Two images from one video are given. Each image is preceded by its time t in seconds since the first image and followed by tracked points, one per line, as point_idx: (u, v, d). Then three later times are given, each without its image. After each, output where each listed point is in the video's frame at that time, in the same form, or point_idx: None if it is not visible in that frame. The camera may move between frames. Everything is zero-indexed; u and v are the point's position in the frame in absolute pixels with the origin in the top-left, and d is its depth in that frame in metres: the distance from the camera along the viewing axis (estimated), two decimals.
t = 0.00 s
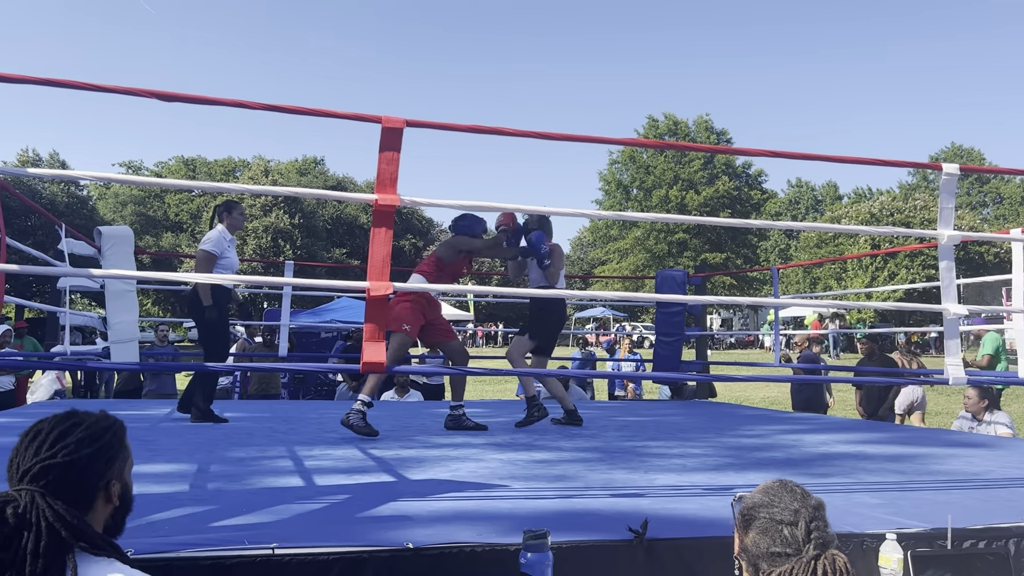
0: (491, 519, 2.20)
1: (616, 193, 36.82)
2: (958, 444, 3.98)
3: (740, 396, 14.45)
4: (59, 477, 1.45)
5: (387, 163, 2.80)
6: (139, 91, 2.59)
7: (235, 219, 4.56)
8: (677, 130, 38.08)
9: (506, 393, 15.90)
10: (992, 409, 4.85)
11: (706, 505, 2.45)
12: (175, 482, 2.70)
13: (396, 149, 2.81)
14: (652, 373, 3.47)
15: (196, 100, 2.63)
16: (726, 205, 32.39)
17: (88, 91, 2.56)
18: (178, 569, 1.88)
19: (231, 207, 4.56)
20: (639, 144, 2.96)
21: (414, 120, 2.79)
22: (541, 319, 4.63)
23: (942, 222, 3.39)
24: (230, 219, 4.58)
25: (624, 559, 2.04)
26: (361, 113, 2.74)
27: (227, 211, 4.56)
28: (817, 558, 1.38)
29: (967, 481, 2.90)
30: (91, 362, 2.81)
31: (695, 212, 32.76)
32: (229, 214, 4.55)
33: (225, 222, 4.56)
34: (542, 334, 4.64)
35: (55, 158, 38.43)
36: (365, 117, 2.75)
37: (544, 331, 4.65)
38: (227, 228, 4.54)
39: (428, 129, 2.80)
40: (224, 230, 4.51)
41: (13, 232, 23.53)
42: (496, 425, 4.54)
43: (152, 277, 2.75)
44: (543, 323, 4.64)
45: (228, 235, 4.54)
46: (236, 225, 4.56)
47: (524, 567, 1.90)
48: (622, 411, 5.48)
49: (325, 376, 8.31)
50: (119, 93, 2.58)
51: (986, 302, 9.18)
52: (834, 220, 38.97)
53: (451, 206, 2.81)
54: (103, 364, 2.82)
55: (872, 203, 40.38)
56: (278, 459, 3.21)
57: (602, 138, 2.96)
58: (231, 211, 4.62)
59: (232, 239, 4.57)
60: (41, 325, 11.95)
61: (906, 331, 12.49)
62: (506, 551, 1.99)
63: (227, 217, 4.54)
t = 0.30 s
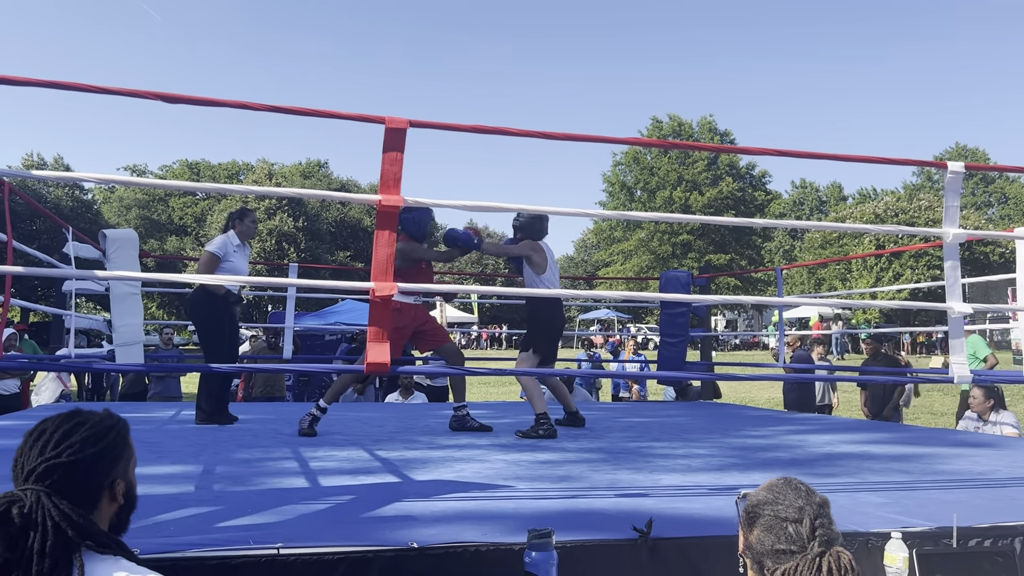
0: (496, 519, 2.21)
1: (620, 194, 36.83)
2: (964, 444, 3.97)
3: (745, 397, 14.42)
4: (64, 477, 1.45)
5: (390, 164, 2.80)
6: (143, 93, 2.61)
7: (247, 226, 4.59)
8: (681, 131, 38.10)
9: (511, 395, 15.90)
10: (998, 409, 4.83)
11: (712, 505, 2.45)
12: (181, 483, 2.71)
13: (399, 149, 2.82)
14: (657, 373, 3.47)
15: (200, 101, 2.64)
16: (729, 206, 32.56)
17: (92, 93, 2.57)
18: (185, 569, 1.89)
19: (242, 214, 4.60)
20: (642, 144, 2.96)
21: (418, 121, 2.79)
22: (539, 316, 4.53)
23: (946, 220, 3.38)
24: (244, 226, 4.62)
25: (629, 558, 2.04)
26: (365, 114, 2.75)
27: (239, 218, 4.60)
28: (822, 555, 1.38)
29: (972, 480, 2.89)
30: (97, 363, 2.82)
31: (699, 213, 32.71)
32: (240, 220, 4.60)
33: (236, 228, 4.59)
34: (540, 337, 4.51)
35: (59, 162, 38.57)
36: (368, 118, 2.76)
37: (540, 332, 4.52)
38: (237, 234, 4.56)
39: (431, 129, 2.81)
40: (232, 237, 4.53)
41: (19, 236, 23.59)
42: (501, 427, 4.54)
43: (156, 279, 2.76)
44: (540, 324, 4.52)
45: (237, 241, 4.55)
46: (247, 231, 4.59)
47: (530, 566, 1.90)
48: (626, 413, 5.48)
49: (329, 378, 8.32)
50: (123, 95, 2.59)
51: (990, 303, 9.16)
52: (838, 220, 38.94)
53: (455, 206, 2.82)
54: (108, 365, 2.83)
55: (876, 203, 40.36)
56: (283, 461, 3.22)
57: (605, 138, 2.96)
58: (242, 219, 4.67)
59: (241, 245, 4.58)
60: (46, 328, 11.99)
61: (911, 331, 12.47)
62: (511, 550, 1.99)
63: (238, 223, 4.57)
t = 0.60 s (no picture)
0: (500, 520, 2.21)
1: (625, 196, 36.81)
2: (970, 446, 3.95)
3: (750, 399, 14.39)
4: (67, 479, 1.46)
5: (393, 166, 2.81)
6: (147, 95, 2.62)
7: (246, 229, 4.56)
8: (686, 133, 38.08)
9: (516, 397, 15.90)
10: (1004, 411, 4.81)
11: (716, 506, 2.45)
12: (185, 485, 2.71)
13: (403, 152, 2.82)
14: (661, 375, 3.46)
15: (204, 104, 2.65)
16: (734, 208, 32.54)
17: (97, 96, 2.58)
18: (189, 570, 1.90)
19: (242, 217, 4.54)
20: (646, 145, 2.95)
21: (421, 123, 2.80)
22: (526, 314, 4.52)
23: (951, 222, 3.36)
24: (244, 226, 4.59)
25: (633, 560, 2.04)
26: (368, 117, 2.76)
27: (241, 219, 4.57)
28: (826, 558, 1.38)
29: (979, 482, 2.88)
30: (101, 366, 2.83)
31: (704, 215, 32.68)
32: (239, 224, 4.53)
33: (237, 230, 4.59)
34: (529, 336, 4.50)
35: (65, 166, 38.77)
36: (371, 120, 2.76)
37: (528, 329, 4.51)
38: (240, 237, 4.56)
39: (435, 131, 2.81)
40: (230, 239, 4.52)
41: (25, 239, 23.77)
42: (506, 429, 4.54)
43: (160, 282, 2.76)
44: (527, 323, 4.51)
45: (235, 242, 4.54)
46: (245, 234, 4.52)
47: (533, 569, 1.90)
48: (631, 415, 5.47)
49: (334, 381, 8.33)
50: (127, 98, 2.60)
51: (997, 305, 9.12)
52: (843, 222, 38.85)
53: (458, 208, 2.82)
54: (113, 368, 2.84)
55: (881, 205, 40.25)
56: (287, 463, 3.22)
57: (609, 140, 2.96)
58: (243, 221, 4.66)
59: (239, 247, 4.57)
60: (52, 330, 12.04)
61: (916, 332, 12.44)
62: (515, 553, 1.99)
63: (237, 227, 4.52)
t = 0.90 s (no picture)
0: (505, 523, 2.20)
1: (630, 199, 36.79)
2: (976, 449, 3.94)
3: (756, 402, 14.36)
4: (76, 481, 1.46)
5: (398, 169, 2.81)
6: (152, 98, 2.63)
7: (224, 231, 4.48)
8: (691, 136, 38.06)
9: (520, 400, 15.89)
10: (1011, 414, 4.79)
11: (721, 509, 2.44)
12: (190, 487, 2.72)
13: (407, 154, 2.83)
14: (666, 378, 3.46)
15: (209, 106, 2.65)
16: (739, 211, 32.50)
17: (103, 99, 2.59)
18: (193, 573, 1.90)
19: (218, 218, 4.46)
20: (651, 147, 2.95)
21: (426, 126, 2.80)
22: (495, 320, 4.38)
23: (957, 224, 3.35)
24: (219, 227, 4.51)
25: (637, 563, 2.04)
26: (373, 120, 2.76)
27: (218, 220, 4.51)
28: (832, 561, 1.37)
29: (984, 486, 2.87)
30: (106, 368, 2.83)
31: (708, 218, 32.67)
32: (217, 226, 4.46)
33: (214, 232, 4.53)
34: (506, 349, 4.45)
35: (71, 168, 38.97)
36: (376, 123, 2.77)
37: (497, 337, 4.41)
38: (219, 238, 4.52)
39: (439, 134, 2.82)
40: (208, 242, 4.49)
41: (32, 242, 23.93)
42: (510, 432, 4.53)
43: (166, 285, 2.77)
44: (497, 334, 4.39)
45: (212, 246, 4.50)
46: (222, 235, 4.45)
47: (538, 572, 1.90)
48: (635, 418, 5.46)
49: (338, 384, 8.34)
50: (133, 101, 2.62)
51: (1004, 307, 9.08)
52: (848, 225, 38.77)
53: (463, 211, 2.82)
54: (119, 369, 2.84)
55: (887, 207, 40.16)
56: (292, 465, 3.22)
57: (613, 142, 2.96)
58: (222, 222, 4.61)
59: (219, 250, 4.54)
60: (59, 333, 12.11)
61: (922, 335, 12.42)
62: (519, 555, 1.99)
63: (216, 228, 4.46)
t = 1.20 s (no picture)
0: (508, 526, 2.20)
1: (633, 203, 36.81)
2: (981, 454, 3.92)
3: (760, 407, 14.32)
4: (84, 485, 1.46)
5: (401, 173, 2.82)
6: (157, 102, 2.64)
7: (201, 234, 4.34)
8: (694, 140, 38.10)
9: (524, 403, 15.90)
10: (1016, 419, 4.77)
11: (724, 513, 2.44)
12: (193, 490, 2.73)
13: (411, 158, 2.83)
14: (670, 382, 3.45)
15: (214, 110, 2.67)
16: (743, 215, 32.50)
17: (107, 103, 2.60)
18: None
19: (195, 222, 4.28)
20: (654, 150, 2.95)
21: (429, 129, 2.81)
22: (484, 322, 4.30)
23: (961, 228, 3.34)
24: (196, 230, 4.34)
25: (640, 568, 2.04)
26: (377, 123, 2.77)
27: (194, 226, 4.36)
28: (835, 565, 1.37)
29: (989, 491, 2.86)
30: (111, 371, 2.84)
31: (712, 222, 32.66)
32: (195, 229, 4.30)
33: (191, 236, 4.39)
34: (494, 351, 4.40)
35: (77, 171, 39.22)
36: (379, 127, 2.77)
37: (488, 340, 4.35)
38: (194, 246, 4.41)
39: (443, 138, 2.82)
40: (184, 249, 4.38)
41: (37, 244, 24.03)
42: (514, 436, 4.53)
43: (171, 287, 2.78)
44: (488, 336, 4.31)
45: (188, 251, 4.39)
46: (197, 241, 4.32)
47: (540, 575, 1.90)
48: (639, 421, 5.45)
49: (342, 387, 8.36)
50: (138, 105, 2.63)
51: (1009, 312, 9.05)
52: (853, 229, 38.73)
53: (466, 214, 2.82)
54: (124, 372, 2.85)
55: (891, 212, 40.11)
56: (296, 468, 3.22)
57: (617, 146, 2.96)
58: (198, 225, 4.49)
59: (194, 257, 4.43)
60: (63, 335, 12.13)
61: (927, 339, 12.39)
62: (522, 559, 1.99)
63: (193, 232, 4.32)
